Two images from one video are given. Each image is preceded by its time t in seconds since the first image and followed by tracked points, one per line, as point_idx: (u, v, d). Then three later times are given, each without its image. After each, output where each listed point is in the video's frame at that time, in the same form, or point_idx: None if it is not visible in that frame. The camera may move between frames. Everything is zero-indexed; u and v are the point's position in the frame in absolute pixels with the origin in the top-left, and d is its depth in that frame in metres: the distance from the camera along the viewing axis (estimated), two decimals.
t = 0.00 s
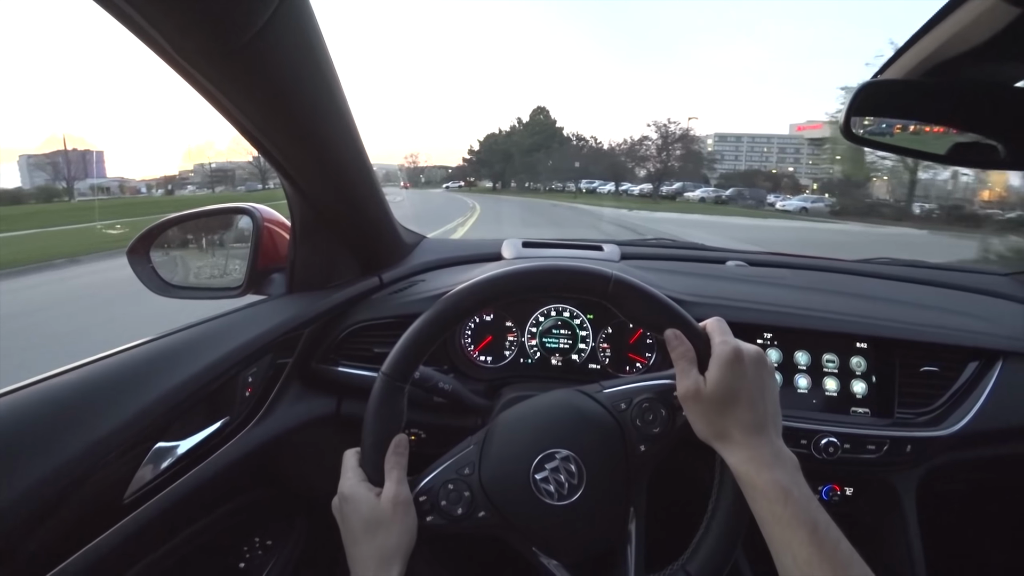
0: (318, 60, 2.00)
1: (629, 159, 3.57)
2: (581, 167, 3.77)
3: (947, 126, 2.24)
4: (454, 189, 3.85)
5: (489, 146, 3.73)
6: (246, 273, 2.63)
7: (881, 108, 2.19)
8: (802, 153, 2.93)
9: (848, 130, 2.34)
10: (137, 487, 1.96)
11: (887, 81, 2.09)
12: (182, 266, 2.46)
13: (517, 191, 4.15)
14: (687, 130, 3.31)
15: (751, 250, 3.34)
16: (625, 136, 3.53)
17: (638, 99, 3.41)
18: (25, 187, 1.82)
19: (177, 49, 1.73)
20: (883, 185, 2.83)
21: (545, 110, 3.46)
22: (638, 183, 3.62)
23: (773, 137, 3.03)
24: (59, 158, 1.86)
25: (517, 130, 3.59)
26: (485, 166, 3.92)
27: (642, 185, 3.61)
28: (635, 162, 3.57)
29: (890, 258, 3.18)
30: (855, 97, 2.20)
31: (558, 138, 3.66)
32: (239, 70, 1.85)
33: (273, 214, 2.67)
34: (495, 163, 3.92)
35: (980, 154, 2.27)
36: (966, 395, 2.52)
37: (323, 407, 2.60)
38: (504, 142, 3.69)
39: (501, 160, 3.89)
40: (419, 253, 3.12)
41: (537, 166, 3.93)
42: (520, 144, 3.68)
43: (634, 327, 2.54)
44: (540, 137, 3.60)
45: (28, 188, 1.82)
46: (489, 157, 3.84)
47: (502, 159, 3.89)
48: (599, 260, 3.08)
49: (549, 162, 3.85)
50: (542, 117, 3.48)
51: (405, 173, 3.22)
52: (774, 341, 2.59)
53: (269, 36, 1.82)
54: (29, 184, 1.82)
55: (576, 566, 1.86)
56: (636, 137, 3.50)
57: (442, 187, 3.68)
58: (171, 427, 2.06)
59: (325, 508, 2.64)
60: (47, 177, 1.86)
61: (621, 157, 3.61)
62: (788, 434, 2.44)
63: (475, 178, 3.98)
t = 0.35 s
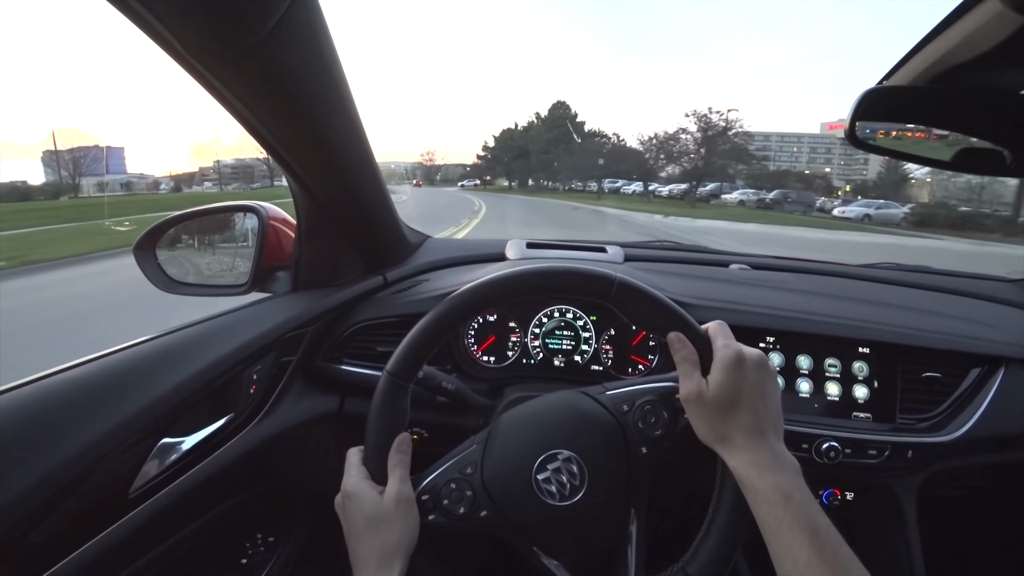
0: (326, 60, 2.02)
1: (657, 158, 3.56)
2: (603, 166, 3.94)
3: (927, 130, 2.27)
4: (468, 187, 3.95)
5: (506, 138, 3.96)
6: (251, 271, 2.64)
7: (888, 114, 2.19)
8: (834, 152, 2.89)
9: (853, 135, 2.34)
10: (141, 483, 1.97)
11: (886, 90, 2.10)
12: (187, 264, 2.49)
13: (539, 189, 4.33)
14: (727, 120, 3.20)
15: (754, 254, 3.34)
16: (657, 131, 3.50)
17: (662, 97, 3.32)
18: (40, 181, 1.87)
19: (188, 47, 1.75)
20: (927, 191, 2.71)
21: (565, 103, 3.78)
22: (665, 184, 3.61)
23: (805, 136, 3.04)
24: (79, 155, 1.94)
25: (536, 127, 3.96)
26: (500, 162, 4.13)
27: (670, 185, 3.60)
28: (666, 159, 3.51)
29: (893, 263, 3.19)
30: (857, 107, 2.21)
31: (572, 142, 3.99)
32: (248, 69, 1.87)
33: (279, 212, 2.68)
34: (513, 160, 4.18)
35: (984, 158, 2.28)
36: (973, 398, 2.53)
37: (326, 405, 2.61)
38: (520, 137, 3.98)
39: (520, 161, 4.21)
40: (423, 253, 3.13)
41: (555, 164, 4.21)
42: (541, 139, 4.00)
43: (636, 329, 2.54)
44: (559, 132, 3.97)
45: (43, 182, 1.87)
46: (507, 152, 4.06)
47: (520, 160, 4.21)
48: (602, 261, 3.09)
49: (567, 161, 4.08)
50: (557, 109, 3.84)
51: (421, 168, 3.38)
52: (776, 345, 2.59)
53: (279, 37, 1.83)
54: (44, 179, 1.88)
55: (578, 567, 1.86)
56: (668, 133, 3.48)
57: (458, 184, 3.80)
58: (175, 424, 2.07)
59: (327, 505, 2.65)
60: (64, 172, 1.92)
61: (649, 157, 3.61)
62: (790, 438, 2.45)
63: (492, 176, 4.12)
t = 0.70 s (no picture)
0: (341, 65, 2.03)
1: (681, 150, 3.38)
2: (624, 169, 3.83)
3: (912, 143, 2.35)
4: (485, 188, 4.09)
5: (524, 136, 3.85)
6: (259, 270, 2.66)
7: (896, 128, 2.21)
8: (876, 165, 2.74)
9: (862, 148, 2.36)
10: (148, 479, 1.98)
11: (894, 105, 2.11)
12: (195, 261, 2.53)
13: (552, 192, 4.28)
14: (782, 114, 3.03)
15: (760, 263, 3.35)
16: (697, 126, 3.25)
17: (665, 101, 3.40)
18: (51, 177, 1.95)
19: (206, 48, 1.78)
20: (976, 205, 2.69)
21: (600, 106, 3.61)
22: (697, 188, 3.45)
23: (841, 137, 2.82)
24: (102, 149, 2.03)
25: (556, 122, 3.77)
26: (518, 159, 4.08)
27: (705, 189, 3.44)
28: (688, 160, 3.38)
29: (899, 275, 3.19)
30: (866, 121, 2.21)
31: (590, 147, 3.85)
32: (264, 71, 1.89)
33: (287, 212, 2.70)
34: (531, 159, 4.09)
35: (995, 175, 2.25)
36: (976, 412, 2.53)
37: (332, 406, 2.62)
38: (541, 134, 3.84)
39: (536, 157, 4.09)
40: (431, 255, 3.14)
41: (576, 165, 4.10)
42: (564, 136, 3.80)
43: (642, 337, 2.55)
44: (582, 127, 3.73)
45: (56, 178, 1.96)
46: (526, 148, 3.96)
47: (538, 157, 4.10)
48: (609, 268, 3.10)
49: (586, 163, 3.99)
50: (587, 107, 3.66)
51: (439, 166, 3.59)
52: (781, 355, 2.60)
53: (298, 41, 1.86)
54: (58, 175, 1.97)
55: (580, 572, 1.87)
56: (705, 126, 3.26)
57: (475, 184, 3.96)
58: (183, 421, 2.08)
59: (331, 506, 2.67)
60: (86, 167, 2.01)
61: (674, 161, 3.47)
62: (793, 448, 2.46)
63: (509, 177, 4.18)
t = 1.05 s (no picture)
0: (332, 57, 2.01)
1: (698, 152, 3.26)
2: (648, 163, 3.50)
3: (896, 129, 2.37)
4: (499, 185, 4.03)
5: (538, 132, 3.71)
6: (255, 265, 2.64)
7: (894, 112, 2.18)
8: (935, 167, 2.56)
9: (861, 134, 2.33)
10: (144, 474, 1.97)
11: (890, 85, 2.08)
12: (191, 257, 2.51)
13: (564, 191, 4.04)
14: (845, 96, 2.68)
15: (760, 253, 3.32)
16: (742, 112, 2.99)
17: (690, 96, 3.18)
18: (54, 181, 2.05)
19: (195, 44, 1.76)
20: None
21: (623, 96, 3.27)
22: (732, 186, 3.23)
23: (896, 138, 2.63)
24: (117, 153, 2.13)
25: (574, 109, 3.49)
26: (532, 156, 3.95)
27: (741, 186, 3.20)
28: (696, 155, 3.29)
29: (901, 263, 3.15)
30: (864, 105, 2.18)
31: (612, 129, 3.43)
32: (254, 64, 1.87)
33: (284, 206, 2.68)
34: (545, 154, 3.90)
35: (994, 159, 2.21)
36: (979, 402, 2.50)
37: (329, 400, 2.60)
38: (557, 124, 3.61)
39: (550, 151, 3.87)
40: (429, 249, 3.13)
41: (594, 152, 3.67)
42: (578, 128, 3.54)
43: (641, 328, 2.53)
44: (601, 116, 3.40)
45: (57, 182, 2.04)
46: (539, 142, 3.78)
47: (551, 146, 3.82)
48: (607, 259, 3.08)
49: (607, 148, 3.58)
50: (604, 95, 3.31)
51: (451, 164, 3.72)
52: (781, 345, 2.57)
53: (287, 31, 1.83)
54: (61, 178, 2.05)
55: (576, 564, 1.86)
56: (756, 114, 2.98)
57: (489, 183, 3.98)
58: (180, 415, 2.07)
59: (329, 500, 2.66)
60: (106, 171, 2.13)
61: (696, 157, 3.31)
62: (794, 439, 2.44)
63: (523, 175, 4.06)
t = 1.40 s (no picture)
0: (329, 74, 2.06)
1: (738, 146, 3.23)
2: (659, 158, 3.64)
3: (885, 134, 2.42)
4: (507, 186, 4.08)
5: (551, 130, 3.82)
6: (256, 277, 2.67)
7: (882, 119, 2.23)
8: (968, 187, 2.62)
9: (850, 140, 2.38)
10: (151, 485, 2.00)
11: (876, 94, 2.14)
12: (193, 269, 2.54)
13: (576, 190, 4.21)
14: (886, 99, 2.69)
15: (755, 257, 3.36)
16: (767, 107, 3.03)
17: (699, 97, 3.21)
18: (49, 187, 1.96)
19: (196, 65, 1.81)
20: None
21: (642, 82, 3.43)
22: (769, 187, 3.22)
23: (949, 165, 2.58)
24: (127, 155, 2.15)
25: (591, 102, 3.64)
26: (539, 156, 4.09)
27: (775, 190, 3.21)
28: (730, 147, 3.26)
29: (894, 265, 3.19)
30: (852, 112, 2.23)
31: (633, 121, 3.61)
32: (253, 83, 1.92)
33: (285, 219, 2.72)
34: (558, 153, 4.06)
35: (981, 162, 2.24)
36: (972, 400, 2.54)
37: (331, 410, 2.64)
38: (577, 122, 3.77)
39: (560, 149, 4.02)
40: (427, 258, 3.17)
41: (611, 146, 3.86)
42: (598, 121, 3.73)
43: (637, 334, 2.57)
44: (619, 106, 3.57)
45: (52, 187, 1.95)
46: (552, 140, 3.91)
47: (563, 145, 3.97)
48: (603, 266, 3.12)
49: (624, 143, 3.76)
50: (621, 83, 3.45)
51: (460, 164, 3.68)
52: (776, 348, 2.61)
53: (286, 52, 1.88)
54: (53, 184, 1.96)
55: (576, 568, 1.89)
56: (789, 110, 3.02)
57: (497, 183, 3.99)
58: (185, 427, 2.11)
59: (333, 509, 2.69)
60: (113, 174, 2.13)
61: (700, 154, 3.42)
62: (790, 441, 2.47)
63: (533, 175, 4.15)
